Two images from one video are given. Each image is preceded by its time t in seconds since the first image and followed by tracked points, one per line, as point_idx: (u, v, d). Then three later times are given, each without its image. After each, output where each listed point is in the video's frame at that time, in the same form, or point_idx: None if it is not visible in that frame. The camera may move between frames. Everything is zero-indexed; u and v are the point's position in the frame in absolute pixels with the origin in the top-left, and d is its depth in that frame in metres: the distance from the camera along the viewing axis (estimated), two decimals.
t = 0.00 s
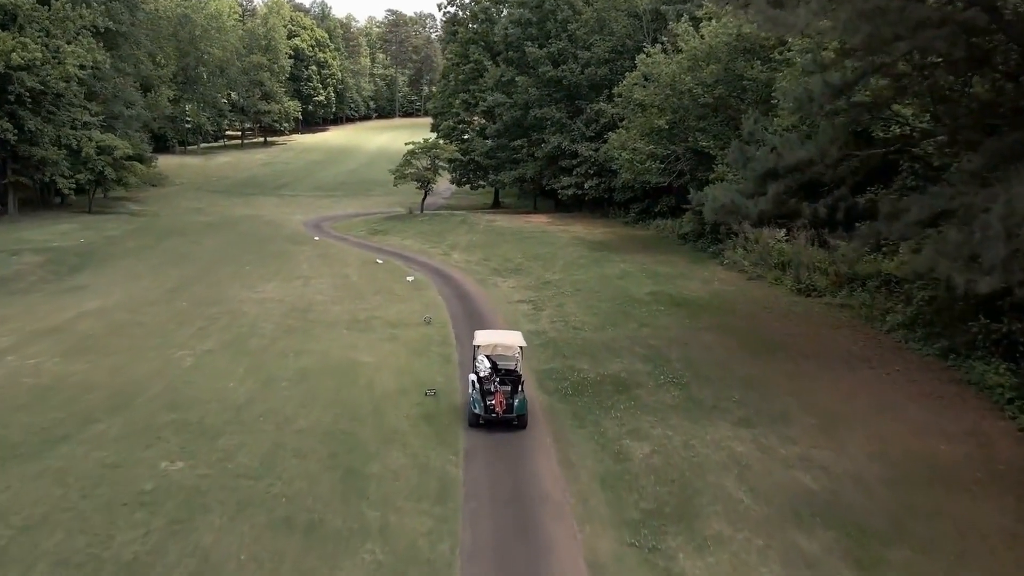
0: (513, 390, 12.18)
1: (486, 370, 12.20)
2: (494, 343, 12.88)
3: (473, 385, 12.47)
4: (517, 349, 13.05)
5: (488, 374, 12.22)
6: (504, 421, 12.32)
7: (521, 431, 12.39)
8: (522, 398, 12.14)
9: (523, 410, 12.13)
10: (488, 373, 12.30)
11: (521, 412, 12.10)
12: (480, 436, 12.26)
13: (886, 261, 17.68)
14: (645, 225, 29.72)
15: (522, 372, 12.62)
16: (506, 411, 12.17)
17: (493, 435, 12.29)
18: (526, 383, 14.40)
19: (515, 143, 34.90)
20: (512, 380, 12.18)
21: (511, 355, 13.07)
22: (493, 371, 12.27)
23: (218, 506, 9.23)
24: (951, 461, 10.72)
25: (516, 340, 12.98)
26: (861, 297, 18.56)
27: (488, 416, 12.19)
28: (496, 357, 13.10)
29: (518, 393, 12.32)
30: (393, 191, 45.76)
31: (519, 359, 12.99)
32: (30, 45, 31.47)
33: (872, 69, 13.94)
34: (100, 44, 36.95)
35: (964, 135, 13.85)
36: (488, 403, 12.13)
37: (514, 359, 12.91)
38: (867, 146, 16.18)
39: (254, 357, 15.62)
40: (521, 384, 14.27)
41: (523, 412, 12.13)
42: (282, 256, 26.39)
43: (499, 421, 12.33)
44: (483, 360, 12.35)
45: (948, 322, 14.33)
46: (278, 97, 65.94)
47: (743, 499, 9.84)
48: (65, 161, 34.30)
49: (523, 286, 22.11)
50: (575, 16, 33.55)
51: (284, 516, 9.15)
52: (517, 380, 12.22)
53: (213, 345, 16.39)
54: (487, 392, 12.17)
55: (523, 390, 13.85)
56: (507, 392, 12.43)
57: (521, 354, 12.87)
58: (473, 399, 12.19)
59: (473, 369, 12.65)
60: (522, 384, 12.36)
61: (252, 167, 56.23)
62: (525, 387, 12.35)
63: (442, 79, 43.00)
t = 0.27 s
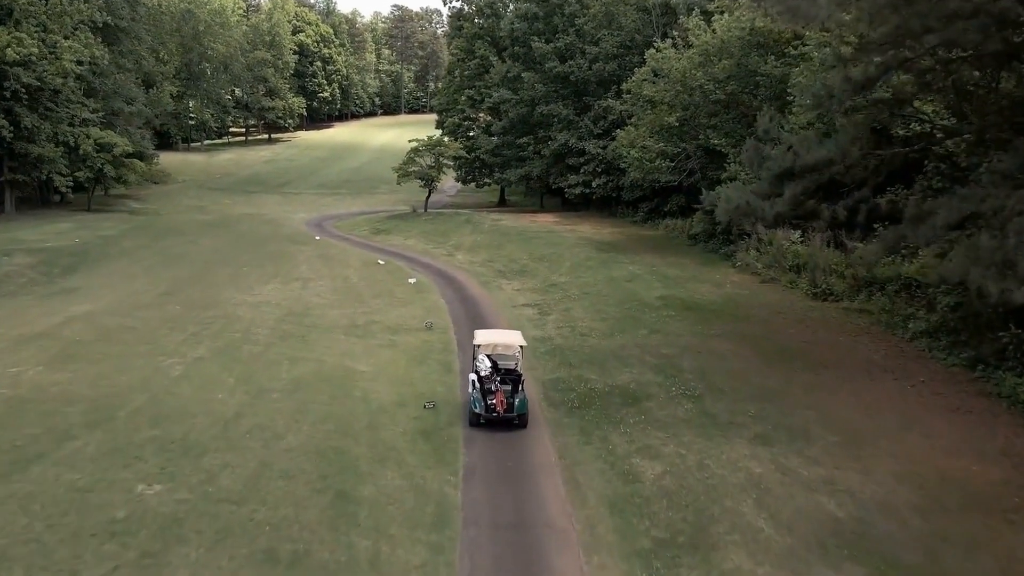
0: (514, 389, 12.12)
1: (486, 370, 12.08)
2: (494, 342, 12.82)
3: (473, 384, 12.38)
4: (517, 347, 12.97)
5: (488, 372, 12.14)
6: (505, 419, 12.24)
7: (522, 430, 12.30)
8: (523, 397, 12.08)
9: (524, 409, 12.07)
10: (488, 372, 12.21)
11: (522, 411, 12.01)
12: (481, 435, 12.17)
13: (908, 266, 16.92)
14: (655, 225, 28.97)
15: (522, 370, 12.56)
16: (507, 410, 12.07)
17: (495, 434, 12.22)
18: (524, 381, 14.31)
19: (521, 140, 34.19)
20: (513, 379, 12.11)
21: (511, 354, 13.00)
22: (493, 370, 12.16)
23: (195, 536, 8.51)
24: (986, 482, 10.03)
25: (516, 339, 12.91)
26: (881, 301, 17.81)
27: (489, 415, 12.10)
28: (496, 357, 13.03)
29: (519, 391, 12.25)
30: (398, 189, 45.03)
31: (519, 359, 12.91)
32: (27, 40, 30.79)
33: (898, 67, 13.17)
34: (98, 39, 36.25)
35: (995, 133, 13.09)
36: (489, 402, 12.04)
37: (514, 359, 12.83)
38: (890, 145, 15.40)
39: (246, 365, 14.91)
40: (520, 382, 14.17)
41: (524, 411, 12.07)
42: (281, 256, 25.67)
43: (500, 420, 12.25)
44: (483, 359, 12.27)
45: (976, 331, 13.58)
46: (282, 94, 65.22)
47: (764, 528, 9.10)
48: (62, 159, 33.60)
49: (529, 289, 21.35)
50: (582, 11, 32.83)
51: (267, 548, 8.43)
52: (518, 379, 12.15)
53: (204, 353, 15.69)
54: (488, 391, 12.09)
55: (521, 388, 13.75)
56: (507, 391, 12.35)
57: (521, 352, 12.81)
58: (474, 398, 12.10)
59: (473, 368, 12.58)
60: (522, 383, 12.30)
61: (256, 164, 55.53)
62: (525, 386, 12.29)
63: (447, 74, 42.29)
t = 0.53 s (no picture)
0: (513, 389, 12.15)
1: (486, 369, 12.13)
2: (493, 342, 12.85)
3: (472, 385, 12.38)
4: (516, 348, 13.00)
5: (488, 372, 12.16)
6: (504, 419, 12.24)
7: (522, 430, 12.30)
8: (523, 397, 12.11)
9: (523, 408, 12.10)
10: (488, 372, 12.23)
11: (521, 410, 12.03)
12: (481, 435, 12.16)
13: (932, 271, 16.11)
14: (664, 226, 28.17)
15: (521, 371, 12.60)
16: (507, 410, 12.08)
17: (494, 435, 12.21)
18: (523, 383, 13.98)
19: (527, 138, 33.43)
20: (512, 378, 12.15)
21: (510, 354, 13.04)
22: (493, 370, 12.21)
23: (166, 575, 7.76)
24: None
25: (515, 340, 12.94)
26: (903, 309, 16.99)
27: (489, 415, 12.09)
28: (495, 357, 13.06)
29: (518, 391, 12.28)
30: (401, 188, 44.27)
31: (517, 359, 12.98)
32: (20, 35, 30.06)
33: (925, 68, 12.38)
34: (96, 35, 35.51)
35: None
36: (488, 402, 12.04)
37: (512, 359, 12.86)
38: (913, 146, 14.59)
39: (236, 376, 14.17)
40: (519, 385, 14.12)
41: (524, 410, 12.08)
42: (279, 258, 24.92)
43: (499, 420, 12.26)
44: (482, 360, 12.29)
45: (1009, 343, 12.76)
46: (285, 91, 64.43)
47: (789, 567, 8.35)
48: (58, 157, 32.84)
49: (533, 293, 20.57)
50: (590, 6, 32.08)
51: None
52: (517, 379, 12.22)
53: (193, 362, 14.95)
54: (487, 391, 12.11)
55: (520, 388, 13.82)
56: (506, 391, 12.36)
57: (520, 352, 12.84)
58: (473, 398, 12.11)
59: (472, 369, 12.60)
60: (520, 383, 12.34)
61: (258, 162, 54.76)
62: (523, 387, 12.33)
63: (452, 71, 41.52)
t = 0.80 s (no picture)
0: (512, 388, 12.21)
1: (484, 370, 12.19)
2: (490, 342, 12.91)
3: (470, 385, 12.43)
4: (514, 347, 13.05)
5: (486, 372, 12.21)
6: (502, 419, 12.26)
7: (520, 429, 12.33)
8: (521, 396, 12.15)
9: (522, 408, 12.13)
10: (486, 372, 12.27)
11: (520, 410, 12.05)
12: (479, 435, 12.18)
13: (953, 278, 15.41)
14: (671, 227, 27.51)
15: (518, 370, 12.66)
16: (506, 409, 12.11)
17: (493, 434, 12.22)
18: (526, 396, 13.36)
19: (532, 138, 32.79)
20: (510, 378, 12.22)
21: (508, 353, 13.11)
22: (490, 370, 12.28)
23: None
24: None
25: (513, 339, 12.99)
26: (921, 316, 16.31)
27: (488, 415, 12.11)
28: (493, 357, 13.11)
29: (516, 391, 12.33)
30: (404, 188, 43.63)
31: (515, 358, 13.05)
32: (14, 32, 29.48)
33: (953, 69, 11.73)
34: (92, 32, 34.91)
35: None
36: (487, 401, 12.06)
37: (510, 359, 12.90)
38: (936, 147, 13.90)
39: (226, 387, 13.55)
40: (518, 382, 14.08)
41: (522, 410, 12.11)
42: (277, 260, 24.31)
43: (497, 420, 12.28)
44: (480, 360, 12.33)
45: None
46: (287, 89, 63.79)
47: None
48: (52, 156, 32.22)
49: (537, 298, 19.93)
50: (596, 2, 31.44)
51: None
52: (514, 379, 12.30)
53: (181, 372, 14.33)
54: (486, 391, 12.14)
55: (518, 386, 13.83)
56: (504, 391, 12.40)
57: (517, 352, 12.88)
58: (472, 398, 12.14)
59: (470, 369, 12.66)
60: (518, 383, 12.41)
61: (259, 161, 54.14)
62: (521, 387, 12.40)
63: (455, 69, 40.88)
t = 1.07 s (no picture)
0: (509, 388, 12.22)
1: (481, 370, 12.18)
2: (487, 341, 12.84)
3: (467, 384, 12.44)
4: (510, 345, 13.06)
5: (483, 372, 12.22)
6: (499, 417, 12.27)
7: (517, 428, 12.36)
8: (518, 396, 12.17)
9: (519, 407, 12.15)
10: (483, 371, 12.27)
11: (517, 408, 12.08)
12: (477, 434, 12.21)
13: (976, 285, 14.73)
14: (679, 230, 26.86)
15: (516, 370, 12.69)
16: (503, 408, 12.12)
17: (490, 433, 12.25)
18: (528, 409, 12.76)
19: (537, 138, 32.17)
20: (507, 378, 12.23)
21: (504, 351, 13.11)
22: (488, 370, 12.27)
23: None
24: None
25: (509, 338, 12.99)
26: (942, 324, 15.62)
27: (485, 415, 12.12)
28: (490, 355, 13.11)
29: (513, 390, 12.35)
30: (406, 189, 43.05)
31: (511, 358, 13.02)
32: (9, 31, 28.98)
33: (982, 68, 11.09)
34: (90, 30, 34.39)
35: None
36: (485, 401, 12.07)
37: (507, 358, 12.85)
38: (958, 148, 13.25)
39: (215, 399, 12.97)
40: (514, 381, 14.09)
41: (519, 409, 12.13)
42: (274, 264, 23.72)
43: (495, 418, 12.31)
44: (477, 359, 12.34)
45: None
46: (290, 89, 63.29)
47: None
48: (48, 157, 31.70)
49: (541, 304, 19.31)
50: None
51: None
52: (512, 379, 12.31)
53: (169, 383, 13.73)
54: (482, 390, 12.17)
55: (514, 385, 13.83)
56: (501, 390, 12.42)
57: (515, 351, 12.88)
58: (469, 397, 12.16)
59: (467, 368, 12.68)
60: (515, 383, 12.41)
61: (261, 161, 53.61)
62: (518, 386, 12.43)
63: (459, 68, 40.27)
